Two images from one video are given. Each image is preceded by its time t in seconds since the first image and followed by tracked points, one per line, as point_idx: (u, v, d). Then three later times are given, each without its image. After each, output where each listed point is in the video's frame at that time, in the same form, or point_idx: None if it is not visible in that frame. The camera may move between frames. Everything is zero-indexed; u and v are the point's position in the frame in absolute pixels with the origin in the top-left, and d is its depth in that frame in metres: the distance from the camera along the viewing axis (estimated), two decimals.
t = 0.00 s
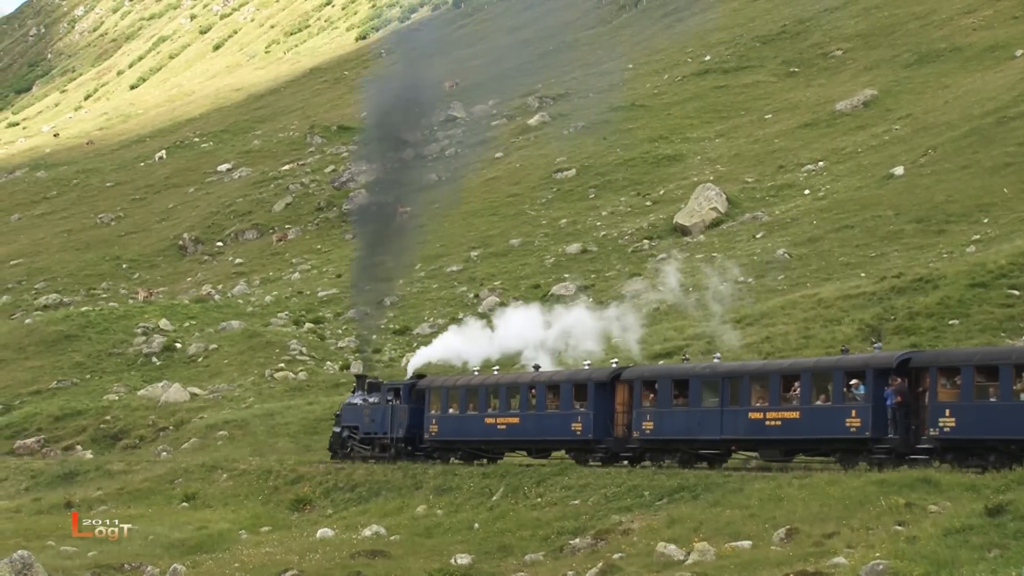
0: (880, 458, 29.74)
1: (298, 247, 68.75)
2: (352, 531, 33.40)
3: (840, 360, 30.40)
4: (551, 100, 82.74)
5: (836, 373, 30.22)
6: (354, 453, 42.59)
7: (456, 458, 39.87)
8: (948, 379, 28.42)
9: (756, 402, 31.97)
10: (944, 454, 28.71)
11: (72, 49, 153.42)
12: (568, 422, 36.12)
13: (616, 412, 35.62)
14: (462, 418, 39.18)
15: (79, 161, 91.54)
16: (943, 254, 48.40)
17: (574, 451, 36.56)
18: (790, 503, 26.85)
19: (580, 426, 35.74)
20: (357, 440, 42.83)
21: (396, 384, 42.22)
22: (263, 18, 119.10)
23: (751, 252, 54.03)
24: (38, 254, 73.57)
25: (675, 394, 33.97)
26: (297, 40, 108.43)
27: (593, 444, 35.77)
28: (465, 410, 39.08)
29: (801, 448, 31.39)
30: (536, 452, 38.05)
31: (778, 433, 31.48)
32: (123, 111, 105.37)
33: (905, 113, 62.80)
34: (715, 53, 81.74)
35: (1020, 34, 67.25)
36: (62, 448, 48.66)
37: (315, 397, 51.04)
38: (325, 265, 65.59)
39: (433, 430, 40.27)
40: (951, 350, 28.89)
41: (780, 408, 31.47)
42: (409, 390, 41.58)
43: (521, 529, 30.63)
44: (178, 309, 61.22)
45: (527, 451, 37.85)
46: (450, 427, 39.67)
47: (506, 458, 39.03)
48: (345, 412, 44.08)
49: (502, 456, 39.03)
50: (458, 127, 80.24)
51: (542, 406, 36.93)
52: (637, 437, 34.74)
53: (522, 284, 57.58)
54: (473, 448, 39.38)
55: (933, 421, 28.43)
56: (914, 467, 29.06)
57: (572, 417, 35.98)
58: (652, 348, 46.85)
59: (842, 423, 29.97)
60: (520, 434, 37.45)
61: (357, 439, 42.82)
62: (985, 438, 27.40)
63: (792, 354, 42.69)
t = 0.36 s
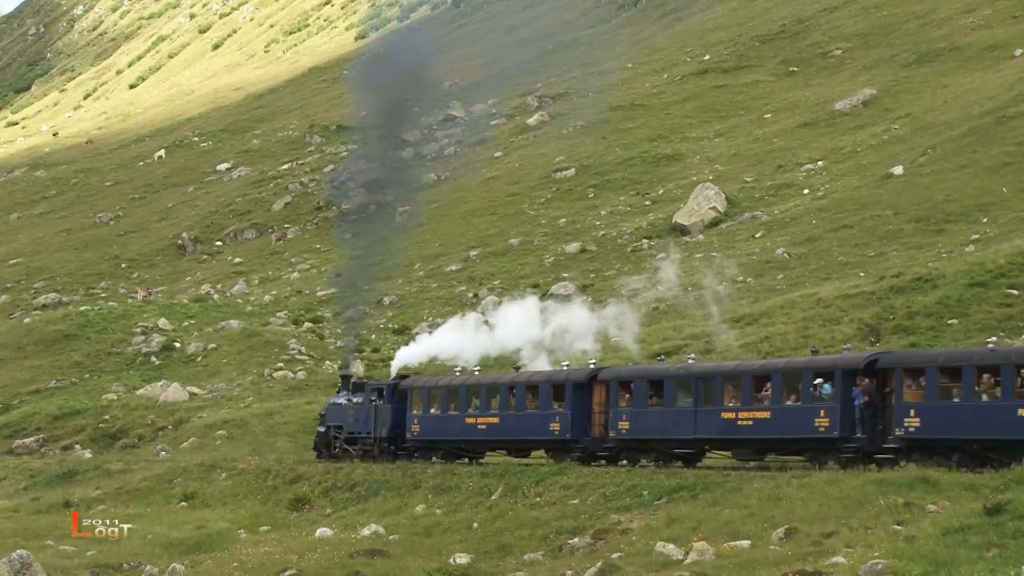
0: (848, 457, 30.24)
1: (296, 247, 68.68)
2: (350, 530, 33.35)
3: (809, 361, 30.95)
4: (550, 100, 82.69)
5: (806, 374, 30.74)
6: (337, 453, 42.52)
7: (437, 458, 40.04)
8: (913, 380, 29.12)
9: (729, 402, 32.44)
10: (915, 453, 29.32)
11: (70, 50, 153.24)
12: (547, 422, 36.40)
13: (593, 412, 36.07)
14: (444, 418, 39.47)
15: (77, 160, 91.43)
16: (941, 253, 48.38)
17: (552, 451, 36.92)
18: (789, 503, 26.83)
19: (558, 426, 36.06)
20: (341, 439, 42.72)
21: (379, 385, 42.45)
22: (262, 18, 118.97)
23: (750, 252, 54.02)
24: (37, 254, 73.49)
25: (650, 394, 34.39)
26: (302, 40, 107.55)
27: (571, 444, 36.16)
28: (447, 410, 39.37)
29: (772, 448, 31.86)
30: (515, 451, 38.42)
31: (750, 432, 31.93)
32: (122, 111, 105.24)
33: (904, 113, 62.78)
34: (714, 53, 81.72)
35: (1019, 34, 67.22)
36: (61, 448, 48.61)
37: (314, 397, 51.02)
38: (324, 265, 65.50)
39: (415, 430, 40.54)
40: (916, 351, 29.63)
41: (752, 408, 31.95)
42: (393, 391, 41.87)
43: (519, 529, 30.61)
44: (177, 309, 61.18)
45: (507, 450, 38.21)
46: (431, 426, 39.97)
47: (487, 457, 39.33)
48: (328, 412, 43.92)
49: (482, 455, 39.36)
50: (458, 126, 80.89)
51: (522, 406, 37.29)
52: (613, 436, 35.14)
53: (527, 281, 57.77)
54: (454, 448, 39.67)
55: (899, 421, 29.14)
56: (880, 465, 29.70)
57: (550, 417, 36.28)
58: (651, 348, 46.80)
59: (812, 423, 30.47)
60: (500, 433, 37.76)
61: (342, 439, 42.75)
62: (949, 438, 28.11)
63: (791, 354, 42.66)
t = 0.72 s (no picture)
0: (817, 457, 31.25)
1: (294, 247, 68.65)
2: (349, 530, 33.32)
3: (778, 363, 31.86)
4: (548, 100, 82.72)
5: (776, 375, 31.67)
6: (321, 452, 43.12)
7: (419, 457, 40.77)
8: (879, 381, 30.10)
9: (701, 403, 33.33)
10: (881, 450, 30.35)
11: (68, 50, 153.12)
12: (525, 422, 37.22)
13: (571, 412, 36.95)
14: (425, 418, 40.37)
15: (75, 160, 91.36)
16: (939, 254, 48.39)
17: (531, 450, 37.78)
18: (787, 503, 26.84)
19: (536, 426, 36.91)
20: (324, 439, 43.27)
21: (362, 386, 43.03)
22: (260, 18, 118.85)
23: (748, 253, 54.04)
24: (35, 254, 73.44)
25: (626, 394, 35.31)
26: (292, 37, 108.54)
27: (549, 444, 37.02)
28: (428, 411, 40.23)
29: (743, 447, 32.78)
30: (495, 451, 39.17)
31: (722, 432, 32.84)
32: (120, 111, 105.16)
33: (902, 113, 62.80)
34: (712, 53, 81.74)
35: (1017, 34, 67.27)
36: (59, 448, 48.59)
37: (312, 398, 51.04)
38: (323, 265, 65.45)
39: (396, 430, 41.29)
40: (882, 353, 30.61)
41: (723, 409, 32.84)
42: (375, 391, 42.54)
43: (518, 529, 30.62)
44: (175, 309, 61.18)
45: (487, 450, 39.03)
46: (413, 427, 40.75)
47: (467, 457, 40.05)
48: (312, 412, 44.51)
49: (463, 456, 40.08)
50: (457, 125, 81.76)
51: (501, 406, 38.08)
52: (590, 436, 36.04)
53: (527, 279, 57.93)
54: (435, 448, 40.39)
55: (865, 421, 30.14)
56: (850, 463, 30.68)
57: (529, 418, 37.12)
58: (650, 348, 46.80)
59: (782, 423, 31.42)
60: (480, 433, 38.53)
61: (325, 439, 43.33)
62: (913, 438, 29.14)
63: (790, 354, 42.66)
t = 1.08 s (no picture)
0: (788, 457, 31.77)
1: (294, 247, 68.62)
2: (349, 530, 33.32)
3: (751, 364, 32.45)
4: (548, 100, 82.72)
5: (748, 377, 32.25)
6: (307, 451, 43.77)
7: (402, 457, 41.49)
8: (848, 382, 30.62)
9: (677, 403, 33.95)
10: (853, 451, 30.75)
11: (68, 50, 153.16)
12: (506, 422, 37.93)
13: (551, 413, 37.51)
14: (409, 418, 41.05)
15: (75, 160, 91.37)
16: (939, 254, 48.37)
17: (512, 450, 38.40)
18: (787, 503, 26.83)
19: (517, 426, 37.57)
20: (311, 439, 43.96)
21: (347, 387, 43.94)
22: (260, 18, 118.82)
23: (748, 253, 54.06)
24: (35, 254, 73.44)
25: (604, 395, 35.92)
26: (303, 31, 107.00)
27: (530, 444, 37.66)
28: (411, 411, 40.96)
29: (716, 447, 33.34)
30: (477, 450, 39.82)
31: (696, 433, 33.43)
32: (119, 111, 105.16)
33: (902, 113, 62.80)
34: (712, 53, 81.77)
35: (1017, 34, 67.27)
36: (60, 448, 48.60)
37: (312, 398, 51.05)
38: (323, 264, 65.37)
39: (381, 429, 42.11)
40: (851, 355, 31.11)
41: (698, 409, 33.43)
42: (360, 392, 43.40)
43: (518, 529, 30.61)
44: (175, 309, 61.21)
45: (469, 450, 39.69)
46: (397, 426, 41.50)
47: (450, 458, 40.60)
48: (299, 413, 45.15)
49: (445, 455, 40.70)
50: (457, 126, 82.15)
51: (482, 407, 38.75)
52: (569, 436, 36.66)
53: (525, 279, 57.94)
54: (419, 448, 41.03)
55: (834, 422, 30.63)
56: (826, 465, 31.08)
57: (510, 418, 37.80)
58: (650, 347, 46.78)
59: (754, 423, 32.00)
60: (463, 434, 39.30)
61: (311, 439, 43.99)
62: (881, 438, 29.65)
63: (790, 354, 42.64)
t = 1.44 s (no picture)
0: (761, 456, 32.30)
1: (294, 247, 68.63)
2: (349, 530, 33.30)
3: (724, 366, 32.96)
4: (548, 100, 82.69)
5: (722, 378, 32.74)
6: (293, 450, 44.28)
7: (386, 457, 41.84)
8: (818, 383, 31.36)
9: (653, 404, 34.42)
10: (827, 451, 31.45)
11: (67, 50, 153.26)
12: (488, 423, 38.16)
13: (531, 413, 37.86)
14: (393, 419, 41.33)
15: (75, 160, 91.38)
16: (939, 254, 48.37)
17: (493, 450, 38.78)
18: (787, 503, 26.84)
19: (498, 426, 37.84)
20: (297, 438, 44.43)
21: (332, 387, 44.08)
22: (260, 18, 118.83)
23: (748, 253, 54.07)
24: (34, 254, 73.44)
25: (582, 396, 36.40)
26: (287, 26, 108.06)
27: (511, 444, 37.99)
28: (395, 412, 41.21)
29: (692, 447, 33.85)
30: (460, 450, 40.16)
31: (672, 432, 33.89)
32: (119, 111, 105.17)
33: (902, 113, 62.80)
34: (712, 53, 81.76)
35: (1017, 34, 67.27)
36: (60, 448, 48.60)
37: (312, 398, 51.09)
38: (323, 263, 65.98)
39: (365, 429, 42.31)
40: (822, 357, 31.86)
41: (673, 410, 33.93)
42: (344, 393, 43.58)
43: (518, 529, 30.62)
44: (175, 309, 61.23)
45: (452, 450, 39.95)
46: (382, 427, 41.78)
47: (434, 458, 40.90)
48: (285, 413, 45.45)
49: (430, 455, 41.00)
50: (457, 126, 82.25)
51: (464, 407, 39.03)
52: (548, 436, 37.07)
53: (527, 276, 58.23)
54: (403, 448, 41.37)
55: (805, 422, 31.33)
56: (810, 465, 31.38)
57: (491, 418, 38.05)
58: (650, 347, 46.78)
59: (727, 424, 32.49)
60: (445, 434, 39.51)
61: (297, 438, 44.52)
62: (850, 437, 30.34)
63: (790, 354, 42.64)
